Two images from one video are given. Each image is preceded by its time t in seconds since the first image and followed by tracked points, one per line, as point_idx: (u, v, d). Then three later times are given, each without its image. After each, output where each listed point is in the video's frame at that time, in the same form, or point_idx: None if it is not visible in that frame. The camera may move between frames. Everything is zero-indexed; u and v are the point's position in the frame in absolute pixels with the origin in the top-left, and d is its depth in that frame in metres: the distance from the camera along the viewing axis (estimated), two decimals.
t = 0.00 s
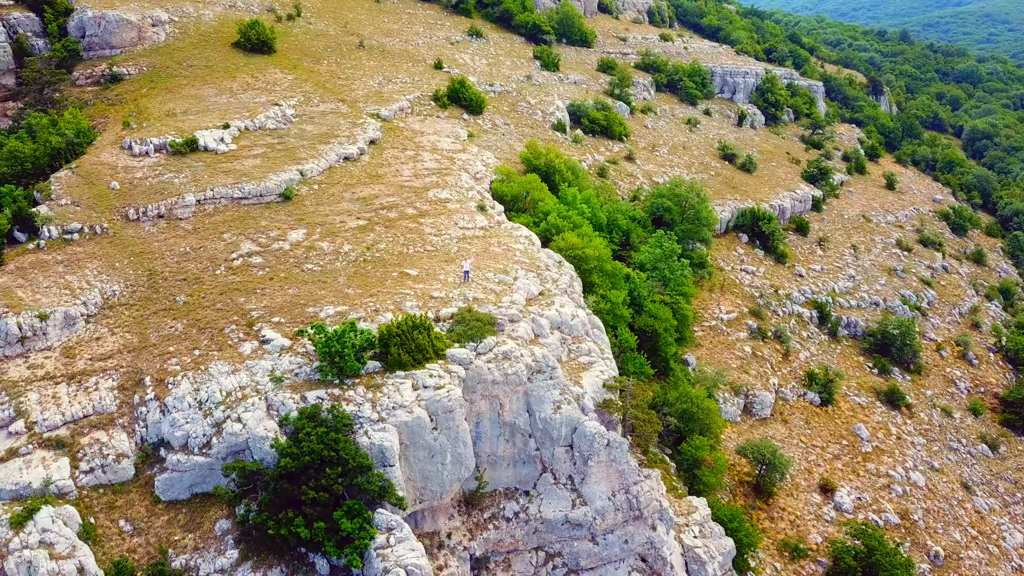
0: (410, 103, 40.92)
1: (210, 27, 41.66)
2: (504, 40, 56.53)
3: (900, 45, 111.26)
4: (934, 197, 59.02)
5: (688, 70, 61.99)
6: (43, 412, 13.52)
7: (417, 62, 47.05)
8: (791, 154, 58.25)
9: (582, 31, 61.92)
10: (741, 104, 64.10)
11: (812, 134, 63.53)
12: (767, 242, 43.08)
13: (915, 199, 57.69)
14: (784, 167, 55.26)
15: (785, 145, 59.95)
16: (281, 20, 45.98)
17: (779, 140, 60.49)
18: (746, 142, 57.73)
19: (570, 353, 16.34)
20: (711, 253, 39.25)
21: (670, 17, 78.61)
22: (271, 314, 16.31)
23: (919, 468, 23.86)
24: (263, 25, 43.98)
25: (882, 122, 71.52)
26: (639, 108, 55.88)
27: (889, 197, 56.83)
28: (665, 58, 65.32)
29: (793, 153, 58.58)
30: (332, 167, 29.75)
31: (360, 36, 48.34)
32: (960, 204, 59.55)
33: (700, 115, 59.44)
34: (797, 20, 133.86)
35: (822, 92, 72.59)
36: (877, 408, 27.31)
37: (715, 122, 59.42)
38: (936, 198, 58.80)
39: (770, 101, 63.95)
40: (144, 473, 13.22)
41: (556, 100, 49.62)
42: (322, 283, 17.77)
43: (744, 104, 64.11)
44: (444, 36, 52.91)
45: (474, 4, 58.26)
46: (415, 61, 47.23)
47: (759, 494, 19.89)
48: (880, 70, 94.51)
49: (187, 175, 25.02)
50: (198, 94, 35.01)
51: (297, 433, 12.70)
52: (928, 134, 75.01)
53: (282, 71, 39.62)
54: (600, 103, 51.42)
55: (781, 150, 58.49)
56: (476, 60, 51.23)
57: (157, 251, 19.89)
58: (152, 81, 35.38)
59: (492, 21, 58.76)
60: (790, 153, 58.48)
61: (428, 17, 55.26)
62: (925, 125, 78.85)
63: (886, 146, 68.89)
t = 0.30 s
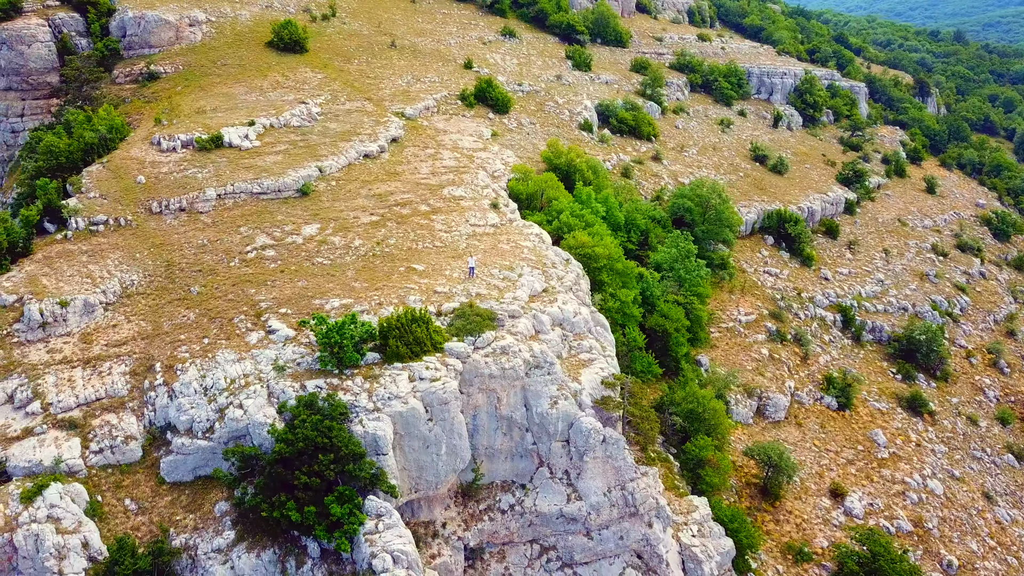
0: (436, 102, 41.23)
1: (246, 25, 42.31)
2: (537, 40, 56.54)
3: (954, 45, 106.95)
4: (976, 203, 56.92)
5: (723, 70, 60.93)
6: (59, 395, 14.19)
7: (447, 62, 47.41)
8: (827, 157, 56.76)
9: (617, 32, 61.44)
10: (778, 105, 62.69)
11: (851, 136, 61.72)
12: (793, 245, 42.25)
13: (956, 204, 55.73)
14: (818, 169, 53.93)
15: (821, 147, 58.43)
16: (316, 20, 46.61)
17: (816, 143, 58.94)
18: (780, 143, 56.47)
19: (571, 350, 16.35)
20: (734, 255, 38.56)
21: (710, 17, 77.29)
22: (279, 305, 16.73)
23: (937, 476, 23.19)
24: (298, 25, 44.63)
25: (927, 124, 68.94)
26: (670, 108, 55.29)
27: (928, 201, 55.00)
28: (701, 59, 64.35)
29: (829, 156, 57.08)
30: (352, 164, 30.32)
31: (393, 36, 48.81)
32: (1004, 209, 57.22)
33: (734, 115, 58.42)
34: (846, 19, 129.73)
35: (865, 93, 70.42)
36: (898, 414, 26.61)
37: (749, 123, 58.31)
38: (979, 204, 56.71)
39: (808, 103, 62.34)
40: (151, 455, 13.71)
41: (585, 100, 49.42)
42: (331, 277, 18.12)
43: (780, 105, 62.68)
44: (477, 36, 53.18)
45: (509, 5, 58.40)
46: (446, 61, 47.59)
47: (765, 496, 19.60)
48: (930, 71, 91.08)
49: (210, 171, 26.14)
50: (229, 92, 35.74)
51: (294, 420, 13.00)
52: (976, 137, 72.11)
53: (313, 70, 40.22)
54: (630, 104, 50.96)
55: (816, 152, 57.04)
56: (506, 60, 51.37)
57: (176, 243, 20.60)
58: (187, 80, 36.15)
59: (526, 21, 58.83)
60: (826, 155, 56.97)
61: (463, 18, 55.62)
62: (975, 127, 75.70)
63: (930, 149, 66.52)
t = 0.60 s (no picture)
0: (459, 101, 41.46)
1: (279, 25, 42.88)
2: (568, 40, 56.38)
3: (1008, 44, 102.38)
4: (1018, 208, 54.85)
5: (758, 70, 59.27)
6: (72, 378, 14.85)
7: (475, 62, 47.68)
8: (862, 159, 55.19)
9: (650, 31, 60.65)
10: (813, 107, 60.59)
11: (888, 138, 59.90)
12: (816, 248, 41.44)
13: (996, 209, 53.77)
14: (851, 171, 52.46)
15: (856, 149, 56.80)
16: (347, 20, 47.04)
17: (852, 145, 57.23)
18: (813, 145, 55.09)
19: (569, 346, 16.39)
20: (754, 256, 37.93)
21: (750, 17, 75.37)
22: (285, 297, 17.15)
23: (953, 483, 22.62)
24: (328, 24, 45.06)
25: (971, 127, 66.31)
26: (700, 109, 54.41)
27: (966, 205, 53.22)
28: (734, 59, 62.82)
29: (863, 158, 55.52)
30: (369, 162, 30.86)
31: (422, 35, 49.12)
32: None
33: (767, 116, 57.13)
34: (894, 17, 125.27)
35: (907, 95, 68.13)
36: (916, 420, 25.97)
37: (782, 124, 56.99)
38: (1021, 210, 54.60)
39: (845, 104, 60.34)
40: (156, 438, 14.22)
41: (611, 99, 49.11)
42: (338, 270, 18.48)
43: (816, 107, 60.62)
44: (507, 36, 53.28)
45: (541, 5, 58.39)
46: (473, 60, 47.89)
47: (769, 498, 19.37)
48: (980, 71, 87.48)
49: (230, 166, 27.03)
50: (256, 90, 36.33)
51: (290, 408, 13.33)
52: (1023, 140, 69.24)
53: (339, 69, 40.66)
54: (657, 104, 50.38)
55: (851, 154, 55.45)
56: (534, 60, 51.30)
57: (193, 236, 21.28)
58: (218, 78, 36.74)
59: (559, 21, 58.72)
60: (861, 158, 55.37)
61: (494, 18, 55.79)
62: None
63: (973, 152, 64.15)
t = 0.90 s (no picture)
0: (479, 100, 41.64)
1: (307, 24, 43.44)
2: (597, 39, 56.08)
3: None
4: None
5: (789, 71, 57.99)
6: (84, 364, 15.50)
7: (499, 62, 47.87)
8: (895, 161, 53.65)
9: (680, 31, 59.79)
10: (845, 108, 59.01)
11: (923, 140, 58.12)
12: (837, 250, 40.62)
13: None
14: (881, 172, 50.98)
15: (889, 150, 55.23)
16: (374, 20, 47.43)
17: (886, 147, 55.68)
18: (843, 146, 53.73)
19: (566, 342, 16.46)
20: (771, 258, 37.35)
21: (786, 15, 73.54)
22: (290, 290, 17.57)
23: (965, 490, 22.13)
24: (355, 24, 45.52)
25: (1014, 129, 63.79)
26: (727, 109, 53.51)
27: (1001, 209, 51.52)
28: (766, 60, 61.42)
29: (896, 160, 53.98)
30: (384, 159, 31.32)
31: (448, 35, 49.38)
32: None
33: (797, 117, 55.89)
34: (941, 15, 120.85)
35: (948, 96, 65.90)
36: (931, 425, 25.41)
37: (812, 125, 55.73)
38: None
39: (879, 105, 58.50)
40: (161, 423, 14.72)
41: (635, 99, 48.73)
42: (343, 265, 18.85)
43: (849, 108, 58.98)
44: (534, 36, 53.28)
45: (571, 4, 58.09)
46: (498, 59, 48.16)
47: (770, 499, 19.17)
48: None
49: (247, 162, 27.76)
50: (280, 89, 36.97)
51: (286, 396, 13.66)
52: None
53: (363, 68, 41.09)
54: (682, 104, 49.79)
55: (883, 155, 53.94)
56: (560, 59, 51.19)
57: (207, 230, 21.91)
58: (245, 77, 37.57)
59: (588, 21, 58.43)
60: (893, 159, 53.81)
61: (523, 17, 55.82)
62: None
63: (1014, 155, 61.85)
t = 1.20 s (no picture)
0: (499, 100, 41.81)
1: (334, 24, 43.99)
2: (625, 39, 55.71)
3: None
4: None
5: (820, 71, 56.81)
6: (96, 350, 16.14)
7: (523, 61, 48.01)
8: (928, 163, 52.18)
9: (710, 31, 58.98)
10: (879, 109, 57.22)
11: (959, 142, 56.40)
12: (859, 252, 39.74)
13: None
14: (911, 174, 49.59)
15: (922, 152, 53.78)
16: (401, 19, 47.89)
17: (919, 149, 54.21)
18: (873, 148, 52.33)
19: (563, 338, 16.56)
20: (788, 259, 36.73)
21: (823, 16, 71.97)
22: (295, 282, 17.99)
23: (976, 497, 21.66)
24: (381, 24, 45.95)
25: None
26: (754, 109, 52.68)
27: None
28: (797, 60, 60.26)
29: (929, 162, 52.50)
30: (398, 156, 31.74)
31: (474, 34, 49.64)
32: None
33: (827, 117, 54.73)
34: (992, 14, 116.33)
35: (990, 98, 63.65)
36: (946, 431, 24.85)
37: (843, 125, 54.51)
38: None
39: (914, 106, 56.97)
40: (167, 409, 15.23)
41: (658, 99, 48.33)
42: (348, 259, 19.23)
43: (883, 109, 57.22)
44: (560, 36, 53.26)
45: (600, 4, 57.79)
46: (522, 59, 48.33)
47: (771, 500, 18.99)
48: None
49: (264, 158, 28.45)
50: (303, 87, 37.55)
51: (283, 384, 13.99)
52: None
53: (386, 67, 41.52)
54: (706, 104, 49.20)
55: (915, 157, 52.53)
56: (585, 59, 51.04)
57: (221, 224, 22.52)
58: (271, 75, 38.29)
59: (617, 21, 58.14)
60: (926, 161, 52.36)
61: (551, 17, 55.80)
62: None
63: None
